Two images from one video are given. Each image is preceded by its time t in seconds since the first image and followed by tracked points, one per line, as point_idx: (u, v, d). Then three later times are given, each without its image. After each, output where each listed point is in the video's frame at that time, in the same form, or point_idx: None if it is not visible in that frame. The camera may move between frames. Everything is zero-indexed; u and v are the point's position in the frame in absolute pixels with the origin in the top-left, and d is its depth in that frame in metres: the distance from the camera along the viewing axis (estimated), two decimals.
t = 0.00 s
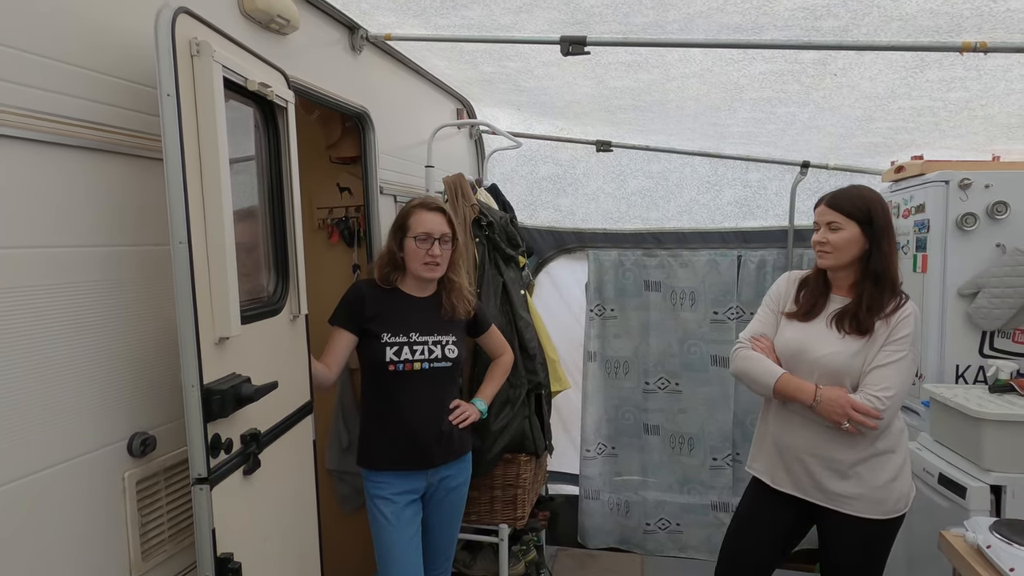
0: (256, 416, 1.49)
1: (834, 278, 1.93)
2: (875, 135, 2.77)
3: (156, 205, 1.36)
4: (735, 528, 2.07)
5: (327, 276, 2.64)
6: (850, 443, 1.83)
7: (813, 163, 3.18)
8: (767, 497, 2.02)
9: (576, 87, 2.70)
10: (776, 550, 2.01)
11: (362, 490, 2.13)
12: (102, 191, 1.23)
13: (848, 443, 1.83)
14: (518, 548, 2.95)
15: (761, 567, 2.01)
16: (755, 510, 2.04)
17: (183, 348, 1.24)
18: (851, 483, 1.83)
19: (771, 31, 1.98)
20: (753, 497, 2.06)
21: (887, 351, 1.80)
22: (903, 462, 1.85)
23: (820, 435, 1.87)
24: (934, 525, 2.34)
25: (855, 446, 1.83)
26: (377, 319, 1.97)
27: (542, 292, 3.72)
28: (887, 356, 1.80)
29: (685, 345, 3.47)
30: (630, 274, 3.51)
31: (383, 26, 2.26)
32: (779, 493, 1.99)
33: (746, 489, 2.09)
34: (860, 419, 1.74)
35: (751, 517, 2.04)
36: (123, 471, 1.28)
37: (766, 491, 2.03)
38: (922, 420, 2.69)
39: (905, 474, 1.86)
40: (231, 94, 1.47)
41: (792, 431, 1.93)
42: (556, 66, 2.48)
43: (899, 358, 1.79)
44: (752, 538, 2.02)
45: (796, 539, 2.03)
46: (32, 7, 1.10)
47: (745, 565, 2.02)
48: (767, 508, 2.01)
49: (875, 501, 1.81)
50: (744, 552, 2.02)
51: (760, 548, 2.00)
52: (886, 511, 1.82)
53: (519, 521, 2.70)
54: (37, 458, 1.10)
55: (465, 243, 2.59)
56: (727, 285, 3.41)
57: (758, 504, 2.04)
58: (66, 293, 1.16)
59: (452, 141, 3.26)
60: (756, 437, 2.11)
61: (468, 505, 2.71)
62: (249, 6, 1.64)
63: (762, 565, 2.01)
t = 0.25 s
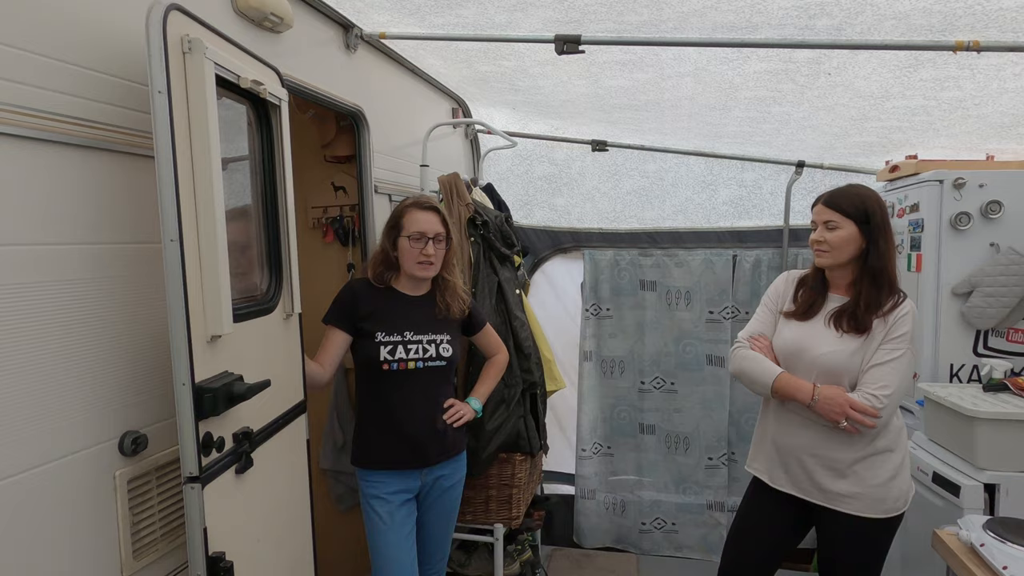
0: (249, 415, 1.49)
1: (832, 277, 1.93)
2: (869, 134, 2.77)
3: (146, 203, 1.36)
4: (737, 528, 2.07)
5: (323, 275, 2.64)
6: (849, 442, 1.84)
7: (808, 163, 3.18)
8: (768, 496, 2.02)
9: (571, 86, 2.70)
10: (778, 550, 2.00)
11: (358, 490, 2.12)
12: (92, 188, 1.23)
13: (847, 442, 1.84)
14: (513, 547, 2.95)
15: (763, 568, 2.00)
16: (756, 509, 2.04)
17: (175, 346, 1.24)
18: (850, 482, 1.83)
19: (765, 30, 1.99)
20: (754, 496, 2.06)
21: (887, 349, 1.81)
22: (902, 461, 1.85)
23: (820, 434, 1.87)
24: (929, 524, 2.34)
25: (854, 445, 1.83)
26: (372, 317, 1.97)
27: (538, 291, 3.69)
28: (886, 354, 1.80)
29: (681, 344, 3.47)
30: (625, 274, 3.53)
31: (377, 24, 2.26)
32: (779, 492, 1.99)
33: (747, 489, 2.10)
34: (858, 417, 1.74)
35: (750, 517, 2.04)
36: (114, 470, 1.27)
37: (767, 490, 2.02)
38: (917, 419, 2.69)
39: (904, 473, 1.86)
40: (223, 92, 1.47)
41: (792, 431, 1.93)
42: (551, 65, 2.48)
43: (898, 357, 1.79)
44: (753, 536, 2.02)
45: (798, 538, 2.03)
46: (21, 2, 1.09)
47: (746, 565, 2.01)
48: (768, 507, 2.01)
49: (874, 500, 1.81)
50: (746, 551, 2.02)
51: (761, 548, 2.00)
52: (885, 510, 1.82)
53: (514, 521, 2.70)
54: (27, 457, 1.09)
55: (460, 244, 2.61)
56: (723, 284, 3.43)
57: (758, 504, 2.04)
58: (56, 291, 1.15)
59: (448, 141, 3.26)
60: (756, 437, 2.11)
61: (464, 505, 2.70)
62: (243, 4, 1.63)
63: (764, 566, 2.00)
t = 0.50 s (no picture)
0: (246, 413, 1.50)
1: (829, 277, 1.95)
2: (863, 135, 2.79)
3: (144, 203, 1.37)
4: (743, 530, 2.09)
5: (320, 275, 2.65)
6: (845, 440, 1.85)
7: (803, 163, 3.20)
8: (770, 495, 2.04)
9: (566, 87, 2.72)
10: (781, 550, 2.02)
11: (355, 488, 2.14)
12: (90, 188, 1.24)
13: (843, 440, 1.86)
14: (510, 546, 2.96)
15: (769, 568, 2.02)
16: (760, 510, 2.06)
17: (172, 344, 1.25)
18: (846, 480, 1.85)
19: (758, 32, 2.00)
20: (758, 497, 2.08)
21: (881, 349, 1.82)
22: (898, 459, 1.87)
23: (816, 432, 1.89)
24: (923, 522, 2.35)
25: (850, 444, 1.85)
26: (368, 317, 1.98)
27: (534, 291, 3.75)
28: (880, 353, 1.81)
29: (677, 344, 3.49)
30: (621, 274, 3.52)
31: (374, 25, 2.27)
32: (778, 490, 2.01)
33: (750, 491, 2.11)
34: (852, 416, 1.76)
35: (754, 518, 2.06)
36: (113, 467, 1.29)
37: (771, 490, 2.04)
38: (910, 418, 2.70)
39: (901, 472, 1.87)
40: (220, 93, 1.48)
41: (789, 430, 1.96)
42: (546, 66, 2.50)
43: (892, 356, 1.80)
44: (757, 536, 2.04)
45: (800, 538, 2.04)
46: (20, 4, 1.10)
47: (751, 566, 2.03)
48: (771, 507, 2.03)
49: (871, 498, 1.83)
50: (751, 552, 2.04)
51: (765, 549, 2.02)
52: (882, 508, 1.83)
53: (511, 519, 2.71)
54: (25, 453, 1.11)
55: (456, 244, 2.62)
56: (718, 284, 3.42)
57: (761, 505, 2.06)
58: (53, 289, 1.16)
59: (445, 142, 3.28)
60: (755, 437, 2.13)
61: (461, 503, 2.72)
62: (240, 6, 1.65)
63: (769, 566, 2.02)
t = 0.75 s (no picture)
0: (242, 412, 1.52)
1: (822, 278, 1.98)
2: (855, 137, 2.82)
3: (141, 205, 1.38)
4: (739, 529, 2.10)
5: (317, 276, 2.67)
6: (837, 440, 1.88)
7: (797, 164, 3.22)
8: (766, 495, 2.06)
9: (561, 89, 2.74)
10: (777, 549, 2.04)
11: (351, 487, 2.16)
12: (88, 190, 1.26)
13: (835, 440, 1.88)
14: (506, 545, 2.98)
15: (765, 568, 2.04)
16: (755, 510, 2.08)
17: (170, 344, 1.27)
18: (839, 479, 1.87)
19: (749, 35, 2.02)
20: (754, 497, 2.10)
21: (871, 349, 1.84)
22: (892, 459, 1.89)
23: (808, 432, 1.92)
24: (915, 520, 2.38)
25: (842, 443, 1.87)
26: (364, 318, 2.00)
27: (531, 291, 3.76)
28: (871, 353, 1.83)
29: (672, 344, 3.51)
30: (617, 275, 3.56)
31: (370, 29, 2.29)
32: (773, 490, 2.03)
33: (746, 491, 2.13)
34: (842, 415, 1.77)
35: (750, 518, 2.08)
36: (111, 466, 1.30)
37: (767, 490, 2.06)
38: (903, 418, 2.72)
39: (895, 471, 1.89)
40: (217, 96, 1.50)
41: (782, 429, 1.98)
42: (541, 69, 2.52)
43: (883, 356, 1.82)
44: (753, 536, 2.06)
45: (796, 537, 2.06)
46: (19, 9, 1.12)
47: (746, 566, 2.05)
48: (766, 506, 2.05)
49: (863, 497, 1.85)
50: (747, 552, 2.06)
51: (761, 549, 2.04)
52: (874, 507, 1.85)
53: (506, 518, 2.73)
54: (25, 451, 1.12)
55: (451, 245, 2.66)
56: (713, 285, 3.46)
57: (757, 505, 2.08)
58: (52, 290, 1.18)
59: (440, 144, 3.30)
60: (751, 437, 2.16)
61: (457, 502, 2.74)
62: (237, 10, 1.66)
63: (765, 566, 2.04)
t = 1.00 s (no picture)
0: (239, 413, 1.53)
1: (818, 279, 1.99)
2: (850, 138, 2.83)
3: (139, 207, 1.40)
4: (735, 529, 2.12)
5: (315, 277, 2.68)
6: (832, 440, 1.89)
7: (793, 165, 3.23)
8: (762, 495, 2.07)
9: (558, 91, 2.75)
10: (773, 549, 2.06)
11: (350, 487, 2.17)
12: (86, 193, 1.27)
13: (830, 439, 1.89)
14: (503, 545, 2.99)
15: (762, 568, 2.05)
16: (752, 510, 2.09)
17: (167, 345, 1.28)
18: (834, 479, 1.89)
19: (743, 38, 2.04)
20: (750, 497, 2.11)
21: (865, 350, 1.85)
22: (887, 459, 1.90)
23: (804, 432, 1.93)
24: (909, 519, 2.39)
25: (837, 443, 1.89)
26: (360, 320, 2.01)
27: (528, 292, 3.77)
28: (865, 354, 1.84)
29: (669, 344, 3.52)
30: (614, 276, 3.58)
31: (367, 31, 2.30)
32: (769, 489, 2.05)
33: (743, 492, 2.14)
34: (837, 415, 1.80)
35: (747, 518, 2.09)
36: (109, 466, 1.31)
37: (763, 490, 2.07)
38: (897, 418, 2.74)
39: (889, 471, 1.90)
40: (214, 99, 1.51)
41: (778, 429, 2.00)
42: (538, 70, 2.53)
43: (877, 356, 1.83)
44: (750, 535, 2.07)
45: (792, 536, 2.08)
46: (18, 14, 1.13)
47: (743, 566, 2.07)
48: (763, 506, 2.07)
49: (858, 496, 1.86)
50: (744, 552, 2.07)
51: (758, 549, 2.05)
52: (869, 506, 1.86)
53: (504, 518, 2.74)
54: (24, 451, 1.14)
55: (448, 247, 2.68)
56: (710, 285, 3.48)
57: (754, 505, 2.09)
58: (51, 292, 1.19)
59: (438, 145, 3.31)
60: (748, 437, 2.17)
61: (454, 502, 2.75)
62: (234, 12, 1.68)
63: (762, 566, 2.06)
